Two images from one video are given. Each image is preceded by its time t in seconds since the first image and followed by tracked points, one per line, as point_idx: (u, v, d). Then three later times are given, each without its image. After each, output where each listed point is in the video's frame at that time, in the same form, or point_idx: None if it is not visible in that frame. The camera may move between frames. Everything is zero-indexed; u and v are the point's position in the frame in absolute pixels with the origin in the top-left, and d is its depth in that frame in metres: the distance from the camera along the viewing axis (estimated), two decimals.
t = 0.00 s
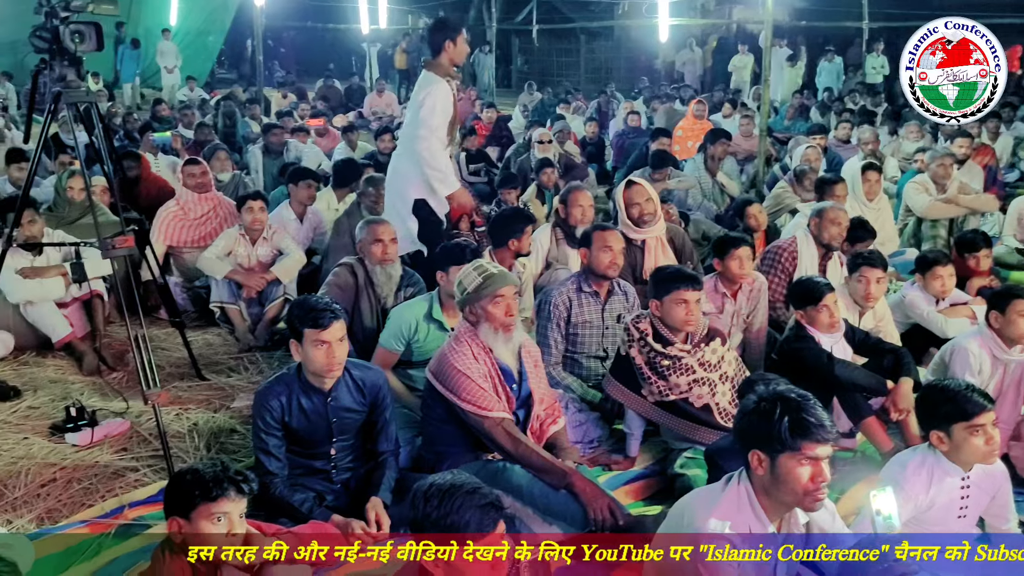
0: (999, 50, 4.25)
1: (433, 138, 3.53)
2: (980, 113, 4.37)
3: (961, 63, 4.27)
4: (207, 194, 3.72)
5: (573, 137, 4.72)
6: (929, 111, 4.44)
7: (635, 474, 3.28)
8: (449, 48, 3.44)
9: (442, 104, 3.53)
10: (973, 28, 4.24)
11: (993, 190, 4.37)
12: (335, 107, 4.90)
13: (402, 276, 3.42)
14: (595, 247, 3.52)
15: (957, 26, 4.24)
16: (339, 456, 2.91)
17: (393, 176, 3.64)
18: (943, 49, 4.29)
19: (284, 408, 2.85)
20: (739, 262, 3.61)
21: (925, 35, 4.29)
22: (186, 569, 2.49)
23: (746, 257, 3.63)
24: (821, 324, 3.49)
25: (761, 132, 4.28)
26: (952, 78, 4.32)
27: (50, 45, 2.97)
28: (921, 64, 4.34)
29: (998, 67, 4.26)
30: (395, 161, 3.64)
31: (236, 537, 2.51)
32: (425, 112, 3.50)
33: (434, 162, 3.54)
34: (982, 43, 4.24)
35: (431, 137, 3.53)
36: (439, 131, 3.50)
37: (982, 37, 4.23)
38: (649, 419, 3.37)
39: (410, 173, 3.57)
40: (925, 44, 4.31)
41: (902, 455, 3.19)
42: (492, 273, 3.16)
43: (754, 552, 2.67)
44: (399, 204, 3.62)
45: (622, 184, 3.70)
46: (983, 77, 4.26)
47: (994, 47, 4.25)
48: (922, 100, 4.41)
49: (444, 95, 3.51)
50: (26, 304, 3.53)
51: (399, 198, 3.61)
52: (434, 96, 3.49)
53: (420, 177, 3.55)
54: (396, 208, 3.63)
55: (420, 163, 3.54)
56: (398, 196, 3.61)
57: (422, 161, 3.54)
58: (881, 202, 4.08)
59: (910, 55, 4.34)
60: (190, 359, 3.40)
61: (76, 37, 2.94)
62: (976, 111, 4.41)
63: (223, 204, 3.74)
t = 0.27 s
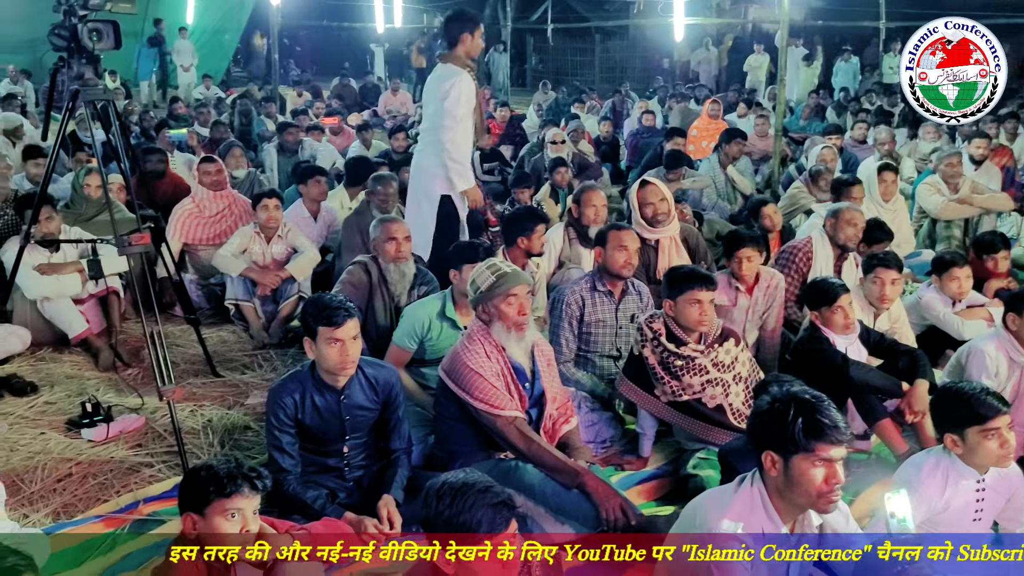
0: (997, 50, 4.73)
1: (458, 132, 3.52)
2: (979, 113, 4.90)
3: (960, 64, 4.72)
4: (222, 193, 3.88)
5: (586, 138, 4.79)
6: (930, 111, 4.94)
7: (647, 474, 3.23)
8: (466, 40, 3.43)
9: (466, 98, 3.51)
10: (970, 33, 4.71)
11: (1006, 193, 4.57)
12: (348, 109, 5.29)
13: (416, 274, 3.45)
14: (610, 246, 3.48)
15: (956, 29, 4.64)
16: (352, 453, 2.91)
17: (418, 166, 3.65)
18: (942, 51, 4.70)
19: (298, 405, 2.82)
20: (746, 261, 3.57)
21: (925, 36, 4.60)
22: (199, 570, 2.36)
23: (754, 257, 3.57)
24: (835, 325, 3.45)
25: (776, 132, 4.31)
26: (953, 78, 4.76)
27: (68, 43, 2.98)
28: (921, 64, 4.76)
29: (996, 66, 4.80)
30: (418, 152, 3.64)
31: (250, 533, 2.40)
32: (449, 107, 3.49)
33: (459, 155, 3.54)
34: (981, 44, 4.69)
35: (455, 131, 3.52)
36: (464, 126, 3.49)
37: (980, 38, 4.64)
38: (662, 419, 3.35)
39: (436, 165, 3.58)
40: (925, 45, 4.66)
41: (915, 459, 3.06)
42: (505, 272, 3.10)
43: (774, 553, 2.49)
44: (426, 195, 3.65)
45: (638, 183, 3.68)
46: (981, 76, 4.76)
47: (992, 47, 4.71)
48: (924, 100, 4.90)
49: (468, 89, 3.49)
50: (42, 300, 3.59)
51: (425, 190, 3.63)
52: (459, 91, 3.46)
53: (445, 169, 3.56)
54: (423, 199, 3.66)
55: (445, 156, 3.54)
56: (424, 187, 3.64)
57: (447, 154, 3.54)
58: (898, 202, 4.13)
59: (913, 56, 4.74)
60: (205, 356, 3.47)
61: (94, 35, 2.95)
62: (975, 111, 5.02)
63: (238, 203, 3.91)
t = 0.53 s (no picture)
0: (999, 51, 4.73)
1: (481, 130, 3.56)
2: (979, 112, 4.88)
3: (961, 64, 4.74)
4: (231, 191, 3.99)
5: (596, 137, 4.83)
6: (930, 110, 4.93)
7: (656, 475, 3.21)
8: (488, 38, 3.44)
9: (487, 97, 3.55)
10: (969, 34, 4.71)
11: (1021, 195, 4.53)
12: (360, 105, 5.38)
13: (425, 273, 3.47)
14: (620, 246, 3.50)
15: (956, 27, 4.69)
16: (361, 453, 2.87)
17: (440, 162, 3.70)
18: (942, 49, 4.75)
19: (306, 404, 2.80)
20: (754, 264, 3.58)
21: (924, 33, 4.72)
22: (205, 569, 2.39)
23: (762, 259, 3.58)
24: (846, 327, 3.42)
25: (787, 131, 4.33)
26: (952, 79, 4.79)
27: (80, 41, 2.97)
28: (921, 64, 4.83)
29: (998, 67, 4.73)
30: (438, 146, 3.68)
31: (258, 532, 2.40)
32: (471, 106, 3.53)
33: (481, 154, 3.59)
34: (982, 44, 4.69)
35: (478, 129, 3.56)
36: (486, 124, 3.54)
37: (981, 38, 4.69)
38: (671, 419, 3.33)
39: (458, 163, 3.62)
40: (923, 42, 4.75)
41: (929, 459, 3.00)
42: (513, 271, 3.09)
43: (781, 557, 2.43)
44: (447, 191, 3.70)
45: (646, 183, 3.74)
46: (982, 77, 4.74)
47: (994, 47, 4.70)
48: (924, 100, 4.91)
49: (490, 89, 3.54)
50: (53, 297, 3.63)
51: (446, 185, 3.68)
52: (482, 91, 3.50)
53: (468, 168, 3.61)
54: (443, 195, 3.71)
55: (467, 154, 3.59)
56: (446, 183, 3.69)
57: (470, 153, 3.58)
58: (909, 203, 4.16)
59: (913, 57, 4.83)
60: (215, 354, 3.48)
61: (106, 34, 2.96)
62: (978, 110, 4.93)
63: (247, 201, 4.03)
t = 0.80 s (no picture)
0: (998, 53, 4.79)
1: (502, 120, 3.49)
2: (978, 113, 4.99)
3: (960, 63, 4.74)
4: (244, 191, 4.00)
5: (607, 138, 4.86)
6: (931, 110, 5.07)
7: (667, 476, 3.19)
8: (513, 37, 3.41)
9: (511, 89, 3.48)
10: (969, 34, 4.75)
11: None
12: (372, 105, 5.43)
13: (436, 273, 3.50)
14: (632, 246, 3.49)
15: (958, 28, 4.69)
16: (372, 451, 2.87)
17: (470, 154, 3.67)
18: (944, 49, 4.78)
19: (317, 402, 2.79)
20: (768, 266, 3.57)
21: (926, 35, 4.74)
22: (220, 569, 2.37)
23: (776, 261, 3.56)
24: (857, 329, 3.41)
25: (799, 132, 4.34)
26: (953, 79, 4.90)
27: (95, 41, 2.99)
28: (921, 63, 4.88)
29: (996, 68, 4.83)
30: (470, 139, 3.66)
31: (269, 530, 2.40)
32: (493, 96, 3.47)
33: (501, 145, 3.51)
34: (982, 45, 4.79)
35: (498, 119, 3.49)
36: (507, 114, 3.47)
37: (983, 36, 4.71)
38: (681, 421, 3.30)
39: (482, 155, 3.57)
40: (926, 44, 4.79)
41: (941, 462, 2.93)
42: (525, 271, 3.10)
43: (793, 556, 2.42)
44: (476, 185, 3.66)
45: (658, 183, 3.75)
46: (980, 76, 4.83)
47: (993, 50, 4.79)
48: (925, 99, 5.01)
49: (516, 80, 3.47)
50: (68, 295, 3.64)
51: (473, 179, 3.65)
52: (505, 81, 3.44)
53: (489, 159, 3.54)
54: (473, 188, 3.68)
55: (490, 145, 3.52)
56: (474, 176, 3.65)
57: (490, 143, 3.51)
58: (922, 205, 4.17)
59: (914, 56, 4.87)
60: (227, 353, 3.50)
61: (122, 34, 2.98)
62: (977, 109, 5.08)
63: (260, 201, 4.05)
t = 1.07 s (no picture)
0: (997, 52, 4.95)
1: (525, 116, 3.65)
2: (979, 112, 5.16)
3: (958, 64, 4.94)
4: (254, 191, 4.03)
5: (616, 139, 4.88)
6: (931, 110, 5.21)
7: (674, 477, 3.18)
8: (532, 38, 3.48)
9: (535, 86, 3.66)
10: (968, 35, 4.93)
11: None
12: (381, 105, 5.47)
13: (445, 273, 3.51)
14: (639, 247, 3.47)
15: (955, 28, 4.84)
16: (379, 451, 2.87)
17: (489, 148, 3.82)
18: (943, 49, 4.96)
19: (326, 401, 2.78)
20: (768, 273, 3.55)
21: (925, 35, 4.92)
22: (228, 568, 2.36)
23: (776, 269, 3.54)
24: (867, 330, 3.39)
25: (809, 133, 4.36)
26: (951, 78, 5.05)
27: (107, 42, 3.01)
28: (922, 63, 5.05)
29: (996, 67, 5.03)
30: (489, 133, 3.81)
31: (277, 531, 2.40)
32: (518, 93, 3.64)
33: (521, 138, 3.67)
34: (982, 45, 4.96)
35: (521, 114, 3.66)
36: (531, 110, 3.63)
37: (981, 37, 4.88)
38: (689, 422, 3.29)
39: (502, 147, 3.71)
40: (925, 43, 4.97)
41: (951, 464, 2.91)
42: (534, 272, 3.05)
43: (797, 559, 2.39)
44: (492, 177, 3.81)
45: (667, 183, 3.74)
46: (981, 77, 5.03)
47: (993, 48, 4.95)
48: (923, 98, 5.17)
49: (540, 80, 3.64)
50: (77, 295, 3.66)
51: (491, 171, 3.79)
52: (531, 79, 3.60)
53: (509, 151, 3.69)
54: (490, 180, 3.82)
55: (508, 140, 3.68)
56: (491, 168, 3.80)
57: (511, 136, 3.67)
58: (932, 207, 4.17)
59: (914, 56, 5.05)
60: (236, 353, 3.53)
61: (133, 35, 2.99)
62: (977, 111, 5.21)
63: (269, 201, 4.06)
